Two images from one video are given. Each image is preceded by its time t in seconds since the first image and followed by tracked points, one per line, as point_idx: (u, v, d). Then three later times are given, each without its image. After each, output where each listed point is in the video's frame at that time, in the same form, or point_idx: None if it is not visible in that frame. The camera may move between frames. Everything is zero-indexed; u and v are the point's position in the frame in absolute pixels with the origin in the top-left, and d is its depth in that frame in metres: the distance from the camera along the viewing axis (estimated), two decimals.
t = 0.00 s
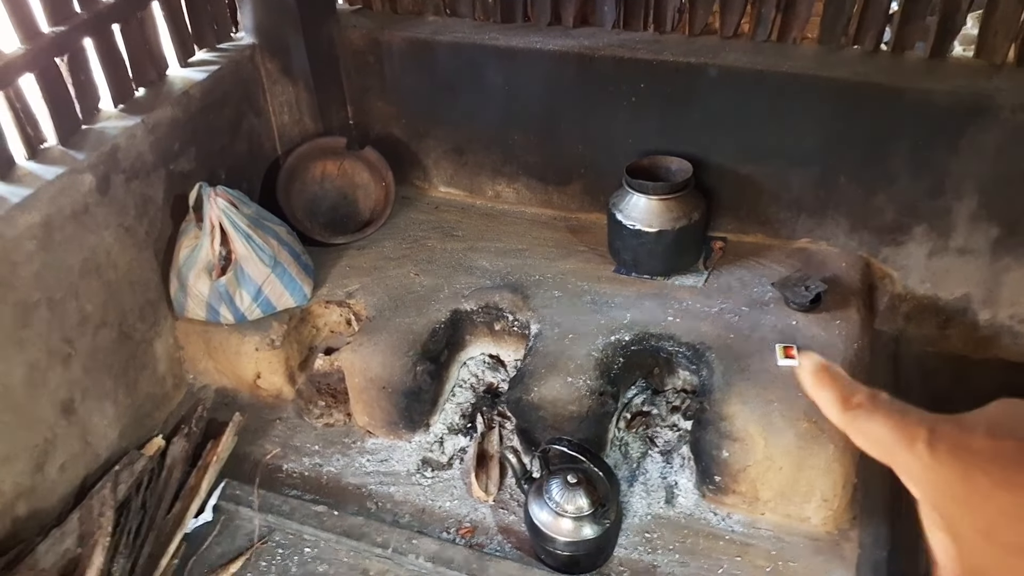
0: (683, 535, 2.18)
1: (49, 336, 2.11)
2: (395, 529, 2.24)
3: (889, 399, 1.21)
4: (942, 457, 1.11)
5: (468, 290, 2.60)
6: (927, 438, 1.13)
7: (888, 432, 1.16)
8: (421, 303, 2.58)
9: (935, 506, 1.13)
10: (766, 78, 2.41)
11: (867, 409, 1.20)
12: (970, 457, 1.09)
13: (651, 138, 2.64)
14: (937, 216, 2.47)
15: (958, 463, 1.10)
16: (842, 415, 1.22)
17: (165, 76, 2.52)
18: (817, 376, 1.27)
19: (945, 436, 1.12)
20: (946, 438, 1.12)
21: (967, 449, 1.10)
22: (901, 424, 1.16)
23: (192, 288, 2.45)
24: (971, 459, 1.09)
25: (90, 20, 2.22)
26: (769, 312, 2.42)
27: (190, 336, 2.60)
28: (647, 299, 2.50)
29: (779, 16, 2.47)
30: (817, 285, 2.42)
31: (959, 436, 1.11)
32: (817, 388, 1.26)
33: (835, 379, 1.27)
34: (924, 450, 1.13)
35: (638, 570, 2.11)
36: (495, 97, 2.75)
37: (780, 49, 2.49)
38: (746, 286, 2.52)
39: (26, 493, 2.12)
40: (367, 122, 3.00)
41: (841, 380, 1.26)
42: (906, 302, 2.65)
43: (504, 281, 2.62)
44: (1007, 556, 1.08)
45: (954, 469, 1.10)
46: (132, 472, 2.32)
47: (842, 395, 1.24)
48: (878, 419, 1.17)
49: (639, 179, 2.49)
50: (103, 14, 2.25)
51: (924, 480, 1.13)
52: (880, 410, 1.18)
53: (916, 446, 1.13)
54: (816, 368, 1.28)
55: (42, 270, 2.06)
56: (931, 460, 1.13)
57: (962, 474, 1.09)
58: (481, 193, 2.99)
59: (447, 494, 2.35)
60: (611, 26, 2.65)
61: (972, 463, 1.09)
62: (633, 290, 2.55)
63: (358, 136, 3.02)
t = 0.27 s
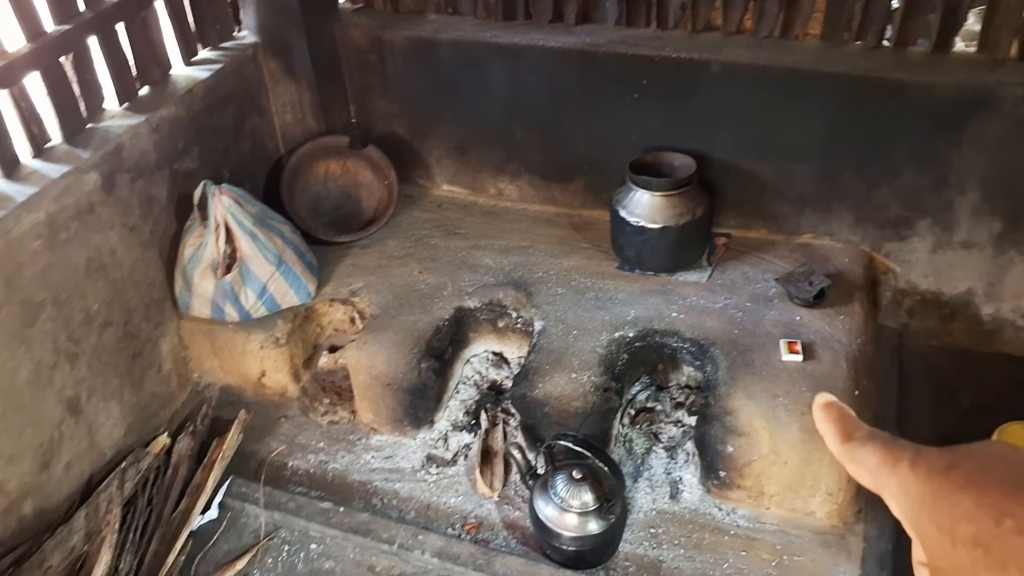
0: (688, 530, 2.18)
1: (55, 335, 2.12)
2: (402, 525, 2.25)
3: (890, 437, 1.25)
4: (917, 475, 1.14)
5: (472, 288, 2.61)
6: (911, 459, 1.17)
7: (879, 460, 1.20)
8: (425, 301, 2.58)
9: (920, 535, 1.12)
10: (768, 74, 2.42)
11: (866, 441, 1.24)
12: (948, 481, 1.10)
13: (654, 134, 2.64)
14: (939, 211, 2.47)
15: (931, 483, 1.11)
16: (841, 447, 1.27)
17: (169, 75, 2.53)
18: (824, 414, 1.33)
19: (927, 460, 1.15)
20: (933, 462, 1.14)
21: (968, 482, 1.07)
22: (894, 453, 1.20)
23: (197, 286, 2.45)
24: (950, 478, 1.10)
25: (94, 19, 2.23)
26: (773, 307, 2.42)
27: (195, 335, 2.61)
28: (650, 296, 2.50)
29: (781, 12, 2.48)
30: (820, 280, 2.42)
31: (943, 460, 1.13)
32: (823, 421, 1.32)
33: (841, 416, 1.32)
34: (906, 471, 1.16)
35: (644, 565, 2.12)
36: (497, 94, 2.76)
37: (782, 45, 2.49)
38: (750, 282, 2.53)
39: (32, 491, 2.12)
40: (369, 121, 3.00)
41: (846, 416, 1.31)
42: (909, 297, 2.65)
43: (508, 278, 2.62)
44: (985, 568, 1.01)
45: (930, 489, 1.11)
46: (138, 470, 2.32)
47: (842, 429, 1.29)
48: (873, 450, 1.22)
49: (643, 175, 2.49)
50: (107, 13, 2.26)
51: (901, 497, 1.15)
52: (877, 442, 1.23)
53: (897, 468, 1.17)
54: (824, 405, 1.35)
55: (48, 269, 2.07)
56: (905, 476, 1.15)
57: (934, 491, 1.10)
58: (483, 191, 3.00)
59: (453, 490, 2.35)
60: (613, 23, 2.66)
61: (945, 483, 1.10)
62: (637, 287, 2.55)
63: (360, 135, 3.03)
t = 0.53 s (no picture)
0: (688, 527, 2.19)
1: (56, 334, 2.12)
2: (402, 523, 2.25)
3: (867, 413, 1.21)
4: (895, 450, 1.11)
5: (472, 286, 2.61)
6: (886, 435, 1.14)
7: (855, 435, 1.17)
8: (424, 299, 2.58)
9: (893, 503, 1.10)
10: (767, 71, 2.42)
11: (842, 417, 1.21)
12: (920, 455, 1.07)
13: (653, 132, 2.64)
14: (938, 207, 2.47)
15: (908, 457, 1.08)
16: (818, 422, 1.23)
17: (168, 74, 2.53)
18: (801, 391, 1.28)
19: (904, 435, 1.11)
20: (906, 438, 1.11)
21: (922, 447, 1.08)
22: (871, 429, 1.16)
23: (197, 285, 2.46)
24: (919, 454, 1.07)
25: (93, 18, 2.23)
26: (772, 304, 2.43)
27: (195, 334, 2.61)
28: (650, 293, 2.50)
29: (780, 9, 2.49)
30: (820, 277, 2.43)
31: (918, 436, 1.10)
32: (800, 399, 1.27)
33: (817, 391, 1.27)
34: (881, 446, 1.13)
35: (644, 562, 2.12)
36: (496, 92, 2.76)
37: (781, 42, 2.50)
38: (749, 280, 2.53)
39: (33, 490, 2.13)
40: (368, 120, 3.00)
41: (823, 391, 1.26)
42: (909, 294, 2.65)
43: (508, 276, 2.63)
44: (955, 540, 1.01)
45: (907, 466, 1.08)
46: (139, 468, 2.32)
47: (819, 404, 1.25)
48: (850, 425, 1.18)
49: (642, 172, 2.49)
50: (106, 12, 2.26)
51: (878, 472, 1.12)
52: (852, 418, 1.19)
53: (872, 443, 1.14)
54: (801, 379, 1.30)
55: (48, 267, 2.07)
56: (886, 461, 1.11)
57: (912, 467, 1.07)
58: (482, 190, 3.00)
59: (453, 488, 2.35)
60: (612, 21, 2.66)
61: (921, 455, 1.07)
62: (636, 284, 2.55)
63: (359, 133, 3.03)
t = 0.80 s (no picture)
0: (692, 525, 2.18)
1: (59, 333, 2.12)
2: (405, 522, 2.25)
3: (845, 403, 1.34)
4: (874, 443, 1.20)
5: (474, 285, 2.60)
6: (863, 425, 1.25)
7: (834, 425, 1.29)
8: (426, 299, 2.58)
9: (869, 492, 1.19)
10: (769, 68, 2.41)
11: (821, 407, 1.33)
12: (897, 447, 1.17)
13: (655, 130, 2.64)
14: (941, 205, 2.47)
15: (884, 448, 1.18)
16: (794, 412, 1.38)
17: (169, 73, 2.53)
18: (781, 374, 1.45)
19: (881, 427, 1.22)
20: (884, 429, 1.21)
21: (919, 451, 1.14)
22: (848, 420, 1.28)
23: (199, 284, 2.46)
24: (891, 447, 1.17)
25: (94, 18, 2.23)
26: (775, 302, 2.42)
27: (197, 334, 2.61)
28: (652, 292, 2.50)
29: (781, 6, 2.48)
30: (823, 275, 2.42)
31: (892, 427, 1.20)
32: (780, 388, 1.43)
33: (797, 377, 1.44)
34: (859, 437, 1.23)
35: (648, 560, 2.12)
36: (498, 91, 2.76)
37: (783, 39, 2.50)
38: (752, 278, 2.52)
39: (37, 490, 2.12)
40: (369, 119, 3.00)
41: (801, 376, 1.43)
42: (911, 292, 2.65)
43: (510, 275, 2.62)
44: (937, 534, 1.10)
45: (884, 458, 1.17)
46: (142, 468, 2.32)
47: (799, 392, 1.39)
48: (828, 416, 1.31)
49: (644, 170, 2.49)
50: (107, 12, 2.26)
51: (855, 462, 1.23)
52: (831, 407, 1.32)
53: (850, 434, 1.25)
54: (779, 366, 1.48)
55: (51, 267, 2.07)
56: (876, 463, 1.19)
57: (885, 460, 1.17)
58: (484, 189, 2.99)
59: (456, 487, 2.35)
60: (614, 18, 2.66)
61: (896, 448, 1.17)
62: (639, 282, 2.55)
63: (360, 133, 3.02)
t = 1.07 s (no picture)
0: (699, 521, 2.18)
1: (67, 330, 2.13)
2: (411, 517, 2.25)
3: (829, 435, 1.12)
4: (866, 484, 1.03)
5: (479, 281, 2.60)
6: (856, 465, 1.06)
7: (825, 463, 1.08)
8: (431, 295, 2.58)
9: (872, 537, 1.03)
10: (776, 62, 2.40)
11: (808, 443, 1.10)
12: (892, 488, 1.01)
13: (661, 125, 2.63)
14: (949, 199, 2.45)
15: (883, 488, 1.01)
16: (785, 449, 1.11)
17: (175, 71, 2.53)
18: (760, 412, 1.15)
19: (872, 463, 1.05)
20: (874, 466, 1.04)
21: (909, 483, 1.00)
22: (838, 458, 1.08)
23: (205, 281, 2.46)
24: (891, 488, 1.01)
25: (100, 15, 2.23)
26: (782, 297, 2.41)
27: (203, 331, 2.61)
28: (658, 287, 2.49)
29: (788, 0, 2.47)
30: (830, 270, 2.41)
31: (885, 466, 1.03)
32: (760, 423, 1.15)
33: (776, 414, 1.15)
34: (854, 479, 1.04)
35: (655, 556, 2.12)
36: (503, 87, 2.75)
37: (789, 33, 2.48)
38: (758, 273, 2.51)
39: (45, 486, 2.13)
40: (374, 116, 3.00)
41: (781, 411, 1.15)
42: (919, 287, 2.63)
43: (515, 271, 2.62)
44: None
45: (881, 500, 1.01)
46: (150, 464, 2.33)
47: (780, 428, 1.13)
48: (818, 455, 1.09)
49: (650, 166, 2.48)
50: (113, 9, 2.26)
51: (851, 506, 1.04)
52: (820, 444, 1.10)
53: (844, 474, 1.05)
54: (760, 403, 1.16)
55: (58, 264, 2.08)
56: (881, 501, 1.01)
57: (883, 499, 1.01)
58: (489, 185, 2.99)
59: (461, 483, 2.36)
60: (619, 13, 2.65)
61: (891, 490, 1.01)
62: (644, 278, 2.54)
63: (364, 129, 3.02)
